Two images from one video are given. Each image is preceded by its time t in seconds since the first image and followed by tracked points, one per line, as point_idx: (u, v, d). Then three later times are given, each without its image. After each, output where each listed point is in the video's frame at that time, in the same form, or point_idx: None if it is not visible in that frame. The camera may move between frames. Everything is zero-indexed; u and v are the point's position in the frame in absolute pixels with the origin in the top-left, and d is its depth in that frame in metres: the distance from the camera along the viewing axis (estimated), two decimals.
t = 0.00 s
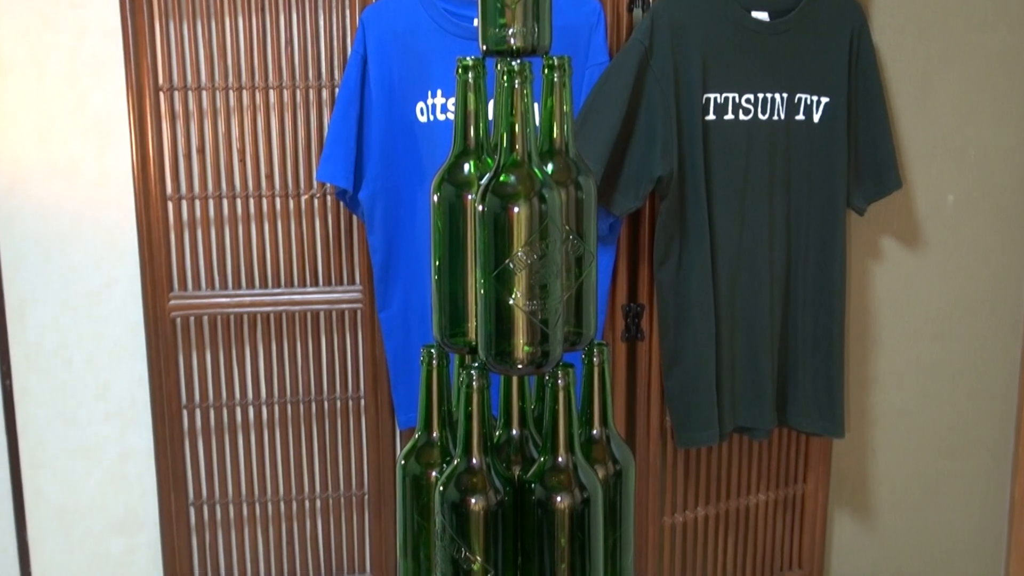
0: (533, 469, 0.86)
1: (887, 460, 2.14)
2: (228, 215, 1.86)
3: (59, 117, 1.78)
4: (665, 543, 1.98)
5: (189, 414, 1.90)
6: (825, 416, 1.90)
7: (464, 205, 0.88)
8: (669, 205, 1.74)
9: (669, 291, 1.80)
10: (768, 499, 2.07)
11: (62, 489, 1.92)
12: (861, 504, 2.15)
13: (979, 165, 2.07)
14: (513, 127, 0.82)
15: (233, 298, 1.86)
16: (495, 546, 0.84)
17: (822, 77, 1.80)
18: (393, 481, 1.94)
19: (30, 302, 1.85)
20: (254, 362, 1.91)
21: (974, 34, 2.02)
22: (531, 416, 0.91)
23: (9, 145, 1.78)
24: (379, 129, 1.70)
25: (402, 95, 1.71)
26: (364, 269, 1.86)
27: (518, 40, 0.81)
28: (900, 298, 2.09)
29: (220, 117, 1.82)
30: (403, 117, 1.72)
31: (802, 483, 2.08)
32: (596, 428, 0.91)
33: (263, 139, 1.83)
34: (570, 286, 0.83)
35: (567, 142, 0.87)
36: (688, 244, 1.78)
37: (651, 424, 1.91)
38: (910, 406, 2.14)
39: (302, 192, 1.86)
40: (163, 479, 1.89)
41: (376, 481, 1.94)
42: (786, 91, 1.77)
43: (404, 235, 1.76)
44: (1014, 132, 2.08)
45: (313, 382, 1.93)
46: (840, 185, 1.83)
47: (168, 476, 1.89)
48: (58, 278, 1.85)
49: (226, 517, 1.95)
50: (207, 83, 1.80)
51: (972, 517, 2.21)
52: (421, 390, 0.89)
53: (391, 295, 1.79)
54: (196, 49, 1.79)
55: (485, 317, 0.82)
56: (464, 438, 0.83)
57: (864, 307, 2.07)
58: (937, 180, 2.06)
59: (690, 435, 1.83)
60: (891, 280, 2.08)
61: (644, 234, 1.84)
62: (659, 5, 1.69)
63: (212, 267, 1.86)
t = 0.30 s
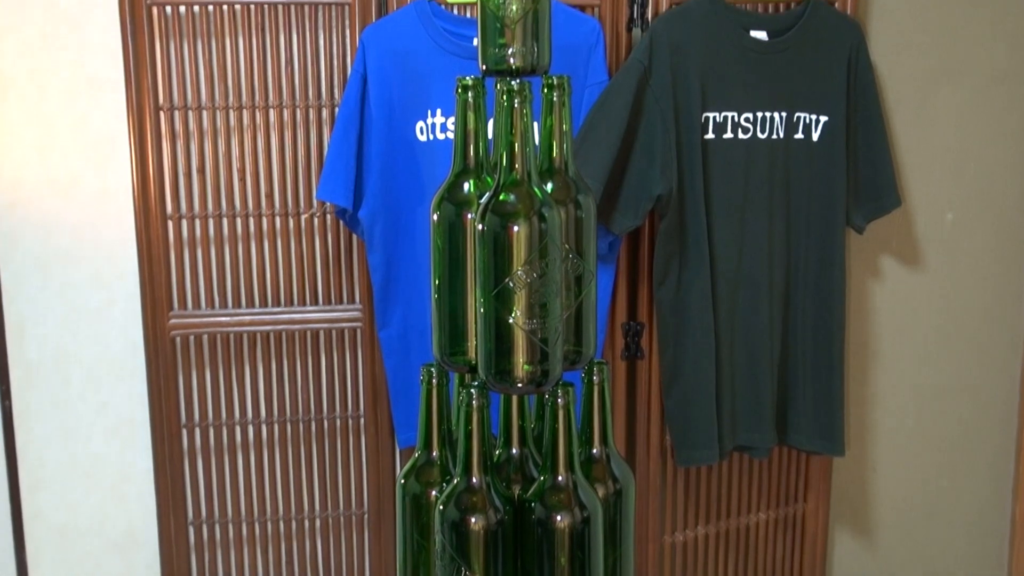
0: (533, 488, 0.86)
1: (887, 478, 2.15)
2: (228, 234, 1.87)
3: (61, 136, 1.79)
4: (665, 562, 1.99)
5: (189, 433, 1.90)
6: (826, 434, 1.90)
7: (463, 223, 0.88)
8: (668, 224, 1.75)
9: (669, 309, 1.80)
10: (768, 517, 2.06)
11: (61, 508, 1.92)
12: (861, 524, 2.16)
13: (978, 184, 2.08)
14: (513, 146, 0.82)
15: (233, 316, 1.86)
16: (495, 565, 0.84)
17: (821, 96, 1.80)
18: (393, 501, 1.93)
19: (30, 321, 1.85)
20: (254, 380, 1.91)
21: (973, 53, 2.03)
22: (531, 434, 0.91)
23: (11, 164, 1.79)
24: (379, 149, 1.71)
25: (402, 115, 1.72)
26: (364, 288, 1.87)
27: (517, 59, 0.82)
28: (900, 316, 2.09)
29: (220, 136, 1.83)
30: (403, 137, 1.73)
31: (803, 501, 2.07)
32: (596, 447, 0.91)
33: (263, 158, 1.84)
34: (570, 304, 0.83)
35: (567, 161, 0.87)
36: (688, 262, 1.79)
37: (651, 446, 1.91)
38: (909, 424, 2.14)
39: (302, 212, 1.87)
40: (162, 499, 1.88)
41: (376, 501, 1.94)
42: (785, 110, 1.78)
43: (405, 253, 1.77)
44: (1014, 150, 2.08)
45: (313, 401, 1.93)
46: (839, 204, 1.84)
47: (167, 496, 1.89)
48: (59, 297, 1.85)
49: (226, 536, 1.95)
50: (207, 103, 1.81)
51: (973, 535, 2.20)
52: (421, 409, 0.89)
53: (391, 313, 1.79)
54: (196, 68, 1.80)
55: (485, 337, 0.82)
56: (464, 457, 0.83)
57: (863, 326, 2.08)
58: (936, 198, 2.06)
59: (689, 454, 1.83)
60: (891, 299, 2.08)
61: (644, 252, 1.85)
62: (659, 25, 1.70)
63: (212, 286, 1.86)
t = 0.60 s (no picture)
0: (532, 507, 0.86)
1: (887, 497, 2.15)
2: (228, 252, 1.87)
3: (61, 154, 1.80)
4: None
5: (188, 451, 1.89)
6: (826, 453, 1.90)
7: (463, 242, 0.89)
8: (667, 243, 1.76)
9: (668, 327, 1.81)
10: (767, 537, 2.06)
11: (60, 526, 1.92)
12: (861, 542, 2.16)
13: (976, 203, 2.08)
14: (512, 164, 0.83)
15: (232, 334, 1.86)
16: None
17: (819, 116, 1.81)
18: (392, 519, 1.93)
19: (29, 338, 1.85)
20: (253, 398, 1.91)
21: (971, 73, 2.04)
22: (530, 453, 0.91)
23: (11, 182, 1.79)
24: (379, 167, 1.72)
25: (402, 134, 1.73)
26: (363, 307, 1.87)
27: (517, 79, 0.82)
28: (899, 335, 2.10)
29: (220, 154, 1.83)
30: (403, 156, 1.74)
31: (802, 521, 2.07)
32: (595, 466, 0.91)
33: (263, 176, 1.84)
34: (569, 322, 0.84)
35: (567, 180, 0.87)
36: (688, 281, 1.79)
37: (650, 466, 1.91)
38: (909, 443, 2.14)
39: (302, 230, 1.87)
40: (160, 518, 1.88)
41: (375, 520, 1.93)
42: (784, 130, 1.79)
43: (404, 272, 1.77)
44: (1011, 170, 2.09)
45: (313, 419, 1.93)
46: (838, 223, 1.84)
47: (166, 515, 1.88)
48: (58, 315, 1.85)
49: (224, 555, 1.94)
50: (208, 121, 1.81)
51: (973, 554, 2.20)
52: (420, 428, 0.89)
53: (391, 332, 1.79)
54: (197, 87, 1.80)
55: (485, 356, 0.82)
56: (463, 476, 0.83)
57: (863, 345, 2.08)
58: (935, 218, 2.07)
59: (689, 472, 1.83)
60: (889, 318, 2.09)
61: (643, 270, 1.85)
62: (659, 45, 1.71)
63: (212, 305, 1.87)
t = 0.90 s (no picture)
0: (531, 527, 0.85)
1: (886, 516, 2.15)
2: (229, 271, 1.87)
3: (63, 172, 1.81)
4: None
5: (187, 470, 1.89)
6: (827, 473, 1.90)
7: (463, 261, 0.89)
8: (667, 263, 1.76)
9: (669, 346, 1.81)
10: (768, 557, 2.05)
11: (59, 545, 1.91)
12: (860, 562, 2.16)
13: (976, 224, 2.09)
14: (513, 184, 0.82)
15: (232, 352, 1.86)
16: None
17: (819, 136, 1.82)
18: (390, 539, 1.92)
19: (28, 356, 1.85)
20: (251, 417, 1.90)
21: (969, 95, 2.05)
22: (529, 472, 0.91)
23: (13, 200, 1.80)
24: (379, 187, 1.72)
25: (403, 153, 1.74)
26: (363, 326, 1.87)
27: (517, 99, 0.82)
28: (900, 354, 2.10)
29: (219, 173, 1.84)
30: (404, 175, 1.75)
31: (802, 541, 2.06)
32: (594, 486, 0.91)
33: (263, 195, 1.85)
34: (568, 342, 0.84)
35: (567, 200, 0.87)
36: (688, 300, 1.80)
37: (649, 484, 1.91)
38: (909, 463, 2.14)
39: (302, 248, 1.88)
40: (158, 538, 1.87)
41: (374, 540, 1.93)
42: (784, 150, 1.80)
43: (405, 290, 1.77)
44: (1011, 191, 2.10)
45: (311, 438, 1.93)
46: (838, 243, 1.84)
47: (163, 535, 1.88)
48: (58, 333, 1.85)
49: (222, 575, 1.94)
50: (209, 140, 1.82)
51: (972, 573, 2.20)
52: (420, 448, 0.89)
53: (390, 350, 1.80)
54: (197, 106, 1.81)
55: (485, 375, 0.82)
56: (463, 496, 0.83)
57: (864, 365, 2.08)
58: (934, 238, 2.08)
59: (689, 493, 1.82)
60: (889, 338, 2.09)
61: (643, 289, 1.85)
62: (659, 64, 1.72)
63: (211, 324, 1.87)
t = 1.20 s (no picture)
0: (531, 547, 0.85)
1: (887, 535, 2.15)
2: (229, 291, 1.88)
3: (63, 194, 1.82)
4: None
5: (186, 490, 1.89)
6: (827, 494, 1.89)
7: (463, 282, 0.88)
8: (666, 283, 1.77)
9: (668, 366, 1.81)
10: None
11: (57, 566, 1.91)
12: None
13: (974, 244, 2.10)
14: (512, 204, 0.83)
15: (232, 373, 1.86)
16: None
17: (816, 156, 1.82)
18: (390, 561, 1.92)
19: (28, 377, 1.85)
20: (251, 437, 1.90)
21: (967, 116, 2.06)
22: (529, 493, 0.91)
23: (13, 220, 1.81)
24: (379, 207, 1.73)
25: (403, 174, 1.75)
26: (363, 347, 1.87)
27: (517, 119, 0.82)
28: (900, 374, 2.10)
29: (220, 193, 1.85)
30: (403, 195, 1.75)
31: (803, 561, 2.05)
32: (594, 505, 0.90)
33: (262, 215, 1.85)
34: (567, 363, 0.84)
35: (567, 221, 0.88)
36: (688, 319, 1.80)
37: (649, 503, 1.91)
38: (910, 483, 2.14)
39: (302, 268, 1.88)
40: (157, 559, 1.87)
41: (374, 560, 1.92)
42: (782, 170, 1.81)
43: (405, 310, 1.78)
44: (1009, 211, 2.10)
45: (311, 459, 1.92)
46: (837, 265, 1.84)
47: (163, 556, 1.88)
48: (57, 353, 1.86)
49: None
50: (209, 161, 1.83)
51: None
52: (419, 468, 0.89)
53: (390, 371, 1.80)
54: (198, 126, 1.82)
55: (485, 396, 0.83)
56: (462, 517, 0.83)
57: (863, 384, 2.08)
58: (933, 258, 2.08)
59: (689, 513, 1.82)
60: (889, 357, 2.09)
61: (643, 309, 1.86)
62: (658, 85, 1.74)
63: (211, 344, 1.87)
